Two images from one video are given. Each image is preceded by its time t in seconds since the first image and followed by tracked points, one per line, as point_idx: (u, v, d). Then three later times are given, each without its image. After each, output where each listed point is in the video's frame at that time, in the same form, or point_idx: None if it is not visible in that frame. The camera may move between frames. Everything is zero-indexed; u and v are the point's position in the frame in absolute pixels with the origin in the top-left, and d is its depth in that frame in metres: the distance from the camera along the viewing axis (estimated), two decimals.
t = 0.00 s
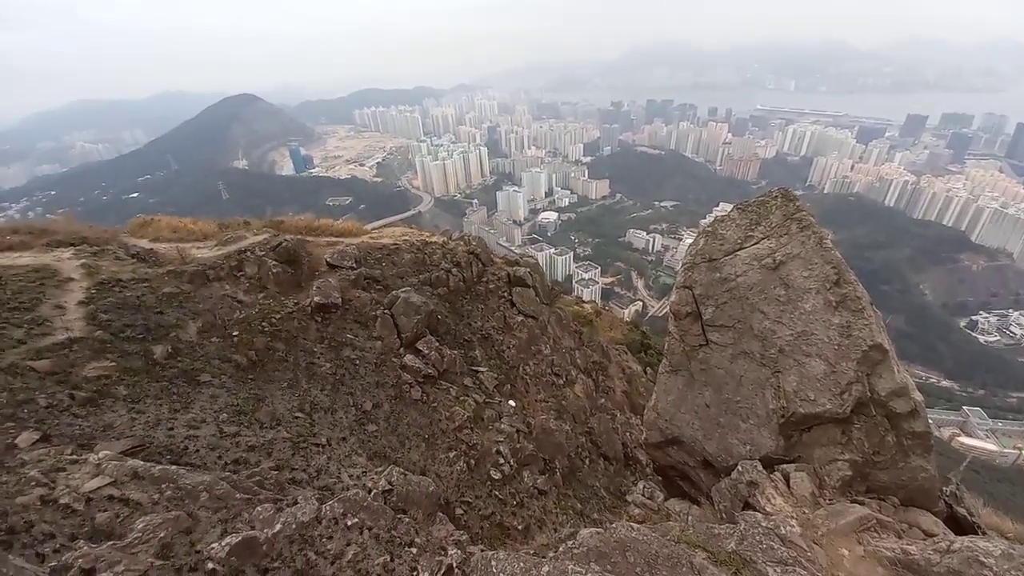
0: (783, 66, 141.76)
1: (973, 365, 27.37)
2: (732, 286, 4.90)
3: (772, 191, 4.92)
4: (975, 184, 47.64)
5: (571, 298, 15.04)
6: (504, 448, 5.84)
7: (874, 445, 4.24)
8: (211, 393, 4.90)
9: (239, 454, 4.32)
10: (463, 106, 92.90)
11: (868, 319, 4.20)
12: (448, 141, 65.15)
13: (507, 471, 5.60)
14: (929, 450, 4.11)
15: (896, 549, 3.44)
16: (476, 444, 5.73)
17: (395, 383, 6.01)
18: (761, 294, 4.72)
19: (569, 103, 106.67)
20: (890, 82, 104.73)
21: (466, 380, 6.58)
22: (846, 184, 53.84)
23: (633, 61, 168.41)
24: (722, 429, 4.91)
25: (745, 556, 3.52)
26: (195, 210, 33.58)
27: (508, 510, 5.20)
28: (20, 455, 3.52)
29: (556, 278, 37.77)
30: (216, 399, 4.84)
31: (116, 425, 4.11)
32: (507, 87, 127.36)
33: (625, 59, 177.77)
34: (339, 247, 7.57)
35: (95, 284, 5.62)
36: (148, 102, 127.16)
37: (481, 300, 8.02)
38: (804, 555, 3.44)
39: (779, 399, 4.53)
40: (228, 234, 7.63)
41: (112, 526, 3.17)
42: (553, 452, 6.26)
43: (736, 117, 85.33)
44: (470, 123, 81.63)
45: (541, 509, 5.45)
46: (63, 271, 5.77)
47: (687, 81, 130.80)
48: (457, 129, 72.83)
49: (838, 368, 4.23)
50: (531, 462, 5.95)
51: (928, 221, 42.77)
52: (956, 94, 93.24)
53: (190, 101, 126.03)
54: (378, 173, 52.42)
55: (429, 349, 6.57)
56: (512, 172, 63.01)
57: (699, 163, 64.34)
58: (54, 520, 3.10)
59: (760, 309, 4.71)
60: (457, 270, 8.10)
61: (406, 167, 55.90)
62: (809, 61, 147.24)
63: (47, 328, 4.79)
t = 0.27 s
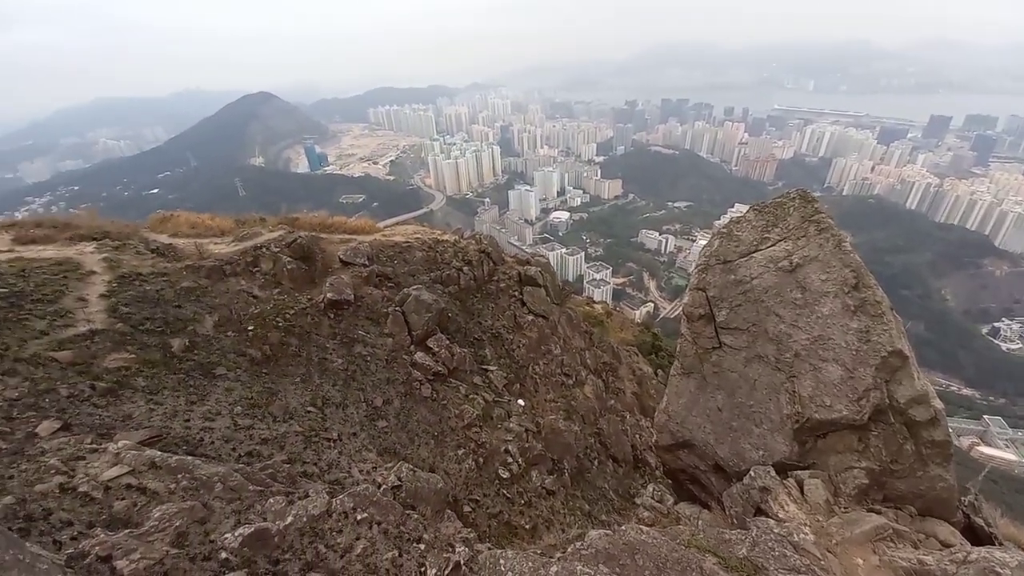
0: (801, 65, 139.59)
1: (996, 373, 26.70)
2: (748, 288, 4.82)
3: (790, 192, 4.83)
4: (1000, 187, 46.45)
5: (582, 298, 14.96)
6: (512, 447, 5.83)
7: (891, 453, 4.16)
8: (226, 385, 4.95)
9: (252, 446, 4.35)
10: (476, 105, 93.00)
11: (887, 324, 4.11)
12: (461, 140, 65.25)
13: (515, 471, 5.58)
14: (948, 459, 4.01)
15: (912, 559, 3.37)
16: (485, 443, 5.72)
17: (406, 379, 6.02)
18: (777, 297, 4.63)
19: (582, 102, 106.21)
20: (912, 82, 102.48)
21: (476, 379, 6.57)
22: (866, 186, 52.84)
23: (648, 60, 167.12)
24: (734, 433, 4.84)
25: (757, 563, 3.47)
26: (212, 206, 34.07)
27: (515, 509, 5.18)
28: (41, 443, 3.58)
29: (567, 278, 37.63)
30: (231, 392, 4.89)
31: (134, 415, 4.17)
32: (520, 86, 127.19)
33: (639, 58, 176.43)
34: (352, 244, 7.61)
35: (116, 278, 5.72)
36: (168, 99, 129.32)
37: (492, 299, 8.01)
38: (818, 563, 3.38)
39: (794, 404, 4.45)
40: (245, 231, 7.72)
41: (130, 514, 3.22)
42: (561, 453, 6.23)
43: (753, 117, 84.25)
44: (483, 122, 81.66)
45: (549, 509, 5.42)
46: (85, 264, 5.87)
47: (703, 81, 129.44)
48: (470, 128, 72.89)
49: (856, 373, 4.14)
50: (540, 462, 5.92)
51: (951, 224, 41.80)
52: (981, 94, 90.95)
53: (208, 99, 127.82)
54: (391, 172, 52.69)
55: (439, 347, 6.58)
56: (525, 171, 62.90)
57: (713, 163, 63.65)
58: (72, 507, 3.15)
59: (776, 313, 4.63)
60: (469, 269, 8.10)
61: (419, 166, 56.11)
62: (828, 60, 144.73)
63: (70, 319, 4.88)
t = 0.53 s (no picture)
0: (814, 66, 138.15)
1: (1014, 381, 26.22)
2: (759, 292, 4.75)
3: (802, 195, 4.76)
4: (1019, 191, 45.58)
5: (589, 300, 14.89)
6: (518, 449, 5.79)
7: (904, 462, 4.08)
8: (236, 382, 4.98)
9: (261, 443, 4.37)
10: (486, 106, 93.15)
11: (901, 331, 4.03)
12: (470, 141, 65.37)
13: (521, 473, 5.55)
14: (963, 469, 3.93)
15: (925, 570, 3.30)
16: (491, 444, 5.70)
17: (413, 379, 6.02)
18: (789, 302, 4.57)
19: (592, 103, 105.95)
20: (929, 83, 100.90)
21: (483, 380, 6.55)
22: (882, 189, 52.13)
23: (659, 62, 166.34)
24: (743, 439, 4.77)
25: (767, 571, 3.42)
26: (225, 205, 34.44)
27: (521, 510, 5.15)
28: (54, 437, 3.61)
29: (575, 279, 37.52)
30: (241, 389, 4.91)
31: (146, 410, 4.20)
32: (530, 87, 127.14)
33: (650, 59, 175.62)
34: (362, 244, 7.63)
35: (131, 275, 5.78)
36: (182, 100, 130.97)
37: (500, 300, 8.00)
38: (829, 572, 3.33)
39: (805, 410, 4.38)
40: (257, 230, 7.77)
41: (141, 508, 3.24)
42: (567, 455, 6.19)
43: (765, 119, 83.54)
44: (493, 123, 81.76)
45: (555, 511, 5.39)
46: (101, 262, 5.94)
47: (714, 82, 128.55)
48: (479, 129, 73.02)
49: (869, 380, 4.07)
50: (546, 464, 5.89)
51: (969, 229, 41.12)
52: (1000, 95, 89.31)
53: (222, 100, 129.22)
54: (401, 172, 52.92)
55: (447, 347, 6.57)
56: (534, 172, 62.87)
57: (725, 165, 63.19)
58: (85, 501, 3.17)
59: (788, 317, 4.57)
60: (477, 270, 8.09)
61: (429, 166, 56.31)
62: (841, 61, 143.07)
63: (85, 316, 4.93)
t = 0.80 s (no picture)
0: (829, 70, 136.67)
1: None
2: (771, 299, 4.66)
3: (817, 200, 4.67)
4: None
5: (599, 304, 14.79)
6: (526, 453, 5.74)
7: (920, 475, 3.97)
8: (247, 381, 5.00)
9: (270, 443, 4.37)
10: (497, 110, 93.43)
11: (919, 340, 3.93)
12: (481, 145, 65.56)
13: (527, 478, 5.50)
14: (980, 483, 3.82)
15: None
16: (497, 447, 5.66)
17: (421, 382, 6.00)
18: (803, 309, 4.48)
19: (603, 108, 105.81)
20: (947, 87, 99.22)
21: (490, 383, 6.51)
22: (899, 196, 51.36)
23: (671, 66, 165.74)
24: (755, 448, 4.68)
25: None
26: (239, 206, 34.90)
27: (527, 516, 5.10)
28: (69, 433, 3.63)
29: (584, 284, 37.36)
30: (252, 388, 4.93)
31: (159, 408, 4.22)
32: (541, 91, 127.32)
33: (662, 63, 174.99)
34: (372, 246, 7.64)
35: (147, 274, 5.83)
36: (199, 103, 133.08)
37: (509, 303, 7.96)
38: None
39: (818, 420, 4.29)
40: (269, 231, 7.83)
41: (152, 505, 3.24)
42: (575, 461, 6.13)
43: (778, 124, 82.85)
44: (504, 127, 81.94)
45: (562, 517, 5.33)
46: (118, 261, 6.00)
47: (727, 86, 127.62)
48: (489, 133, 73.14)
49: (885, 389, 3.98)
50: (553, 469, 5.84)
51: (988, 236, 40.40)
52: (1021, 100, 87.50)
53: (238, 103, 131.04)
54: (412, 175, 53.20)
55: (455, 350, 6.55)
56: (544, 176, 62.85)
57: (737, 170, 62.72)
58: (97, 496, 3.18)
59: (801, 325, 4.48)
60: (486, 273, 8.06)
61: (439, 170, 56.55)
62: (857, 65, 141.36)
63: (102, 314, 4.98)
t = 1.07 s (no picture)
0: (838, 84, 136.49)
1: None
2: (778, 312, 4.63)
3: (825, 215, 4.65)
4: None
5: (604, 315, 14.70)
6: (528, 463, 5.70)
7: (930, 494, 3.89)
8: (252, 385, 5.00)
9: (273, 447, 4.36)
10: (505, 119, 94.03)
11: (928, 356, 3.88)
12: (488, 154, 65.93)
13: (530, 488, 5.45)
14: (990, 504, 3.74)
15: None
16: (500, 456, 5.62)
17: (424, 389, 5.98)
18: (811, 323, 4.43)
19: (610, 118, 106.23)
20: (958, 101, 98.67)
21: (494, 392, 6.48)
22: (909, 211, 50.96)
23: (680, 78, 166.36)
24: (761, 463, 4.61)
25: None
26: (249, 211, 35.25)
27: (528, 526, 5.05)
28: (75, 434, 3.63)
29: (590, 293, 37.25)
30: (256, 393, 4.93)
31: (165, 410, 4.22)
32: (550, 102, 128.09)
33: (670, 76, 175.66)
34: (378, 253, 7.66)
35: (157, 277, 5.88)
36: (212, 110, 134.95)
37: (514, 312, 7.95)
38: None
39: (826, 436, 4.23)
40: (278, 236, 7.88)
41: (154, 508, 3.23)
42: (578, 472, 6.07)
43: (786, 136, 82.72)
44: (511, 136, 82.38)
45: (564, 529, 5.26)
46: (129, 263, 6.05)
47: (735, 98, 127.76)
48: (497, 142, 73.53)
49: (894, 406, 3.92)
50: (556, 480, 5.78)
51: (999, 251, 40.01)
52: None
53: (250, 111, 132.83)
54: (419, 183, 53.52)
55: (459, 358, 6.53)
56: (551, 186, 63.01)
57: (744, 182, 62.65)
58: (101, 497, 3.17)
59: (809, 338, 4.43)
60: (491, 281, 8.06)
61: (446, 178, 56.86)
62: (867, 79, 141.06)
63: (112, 316, 5.01)
